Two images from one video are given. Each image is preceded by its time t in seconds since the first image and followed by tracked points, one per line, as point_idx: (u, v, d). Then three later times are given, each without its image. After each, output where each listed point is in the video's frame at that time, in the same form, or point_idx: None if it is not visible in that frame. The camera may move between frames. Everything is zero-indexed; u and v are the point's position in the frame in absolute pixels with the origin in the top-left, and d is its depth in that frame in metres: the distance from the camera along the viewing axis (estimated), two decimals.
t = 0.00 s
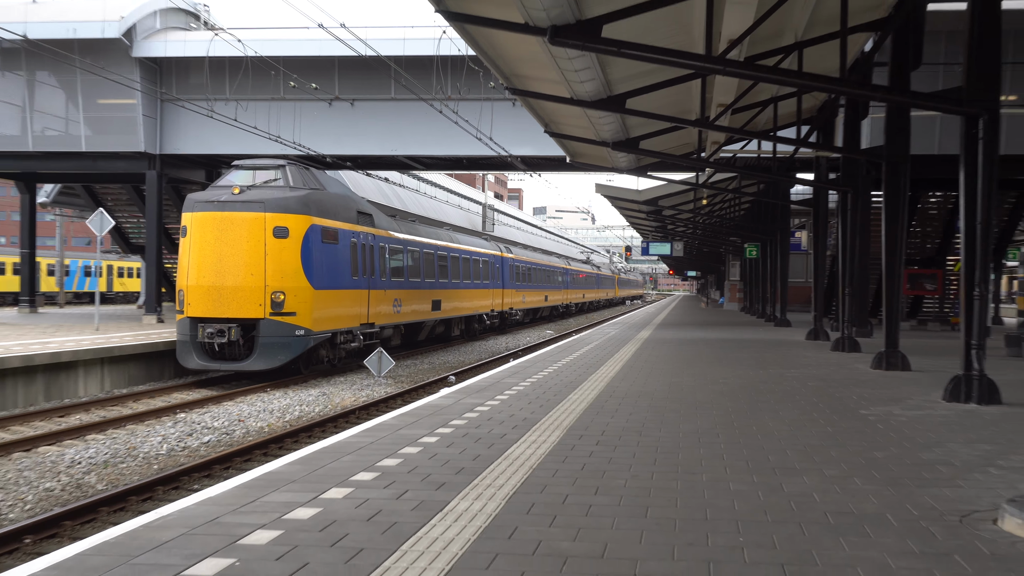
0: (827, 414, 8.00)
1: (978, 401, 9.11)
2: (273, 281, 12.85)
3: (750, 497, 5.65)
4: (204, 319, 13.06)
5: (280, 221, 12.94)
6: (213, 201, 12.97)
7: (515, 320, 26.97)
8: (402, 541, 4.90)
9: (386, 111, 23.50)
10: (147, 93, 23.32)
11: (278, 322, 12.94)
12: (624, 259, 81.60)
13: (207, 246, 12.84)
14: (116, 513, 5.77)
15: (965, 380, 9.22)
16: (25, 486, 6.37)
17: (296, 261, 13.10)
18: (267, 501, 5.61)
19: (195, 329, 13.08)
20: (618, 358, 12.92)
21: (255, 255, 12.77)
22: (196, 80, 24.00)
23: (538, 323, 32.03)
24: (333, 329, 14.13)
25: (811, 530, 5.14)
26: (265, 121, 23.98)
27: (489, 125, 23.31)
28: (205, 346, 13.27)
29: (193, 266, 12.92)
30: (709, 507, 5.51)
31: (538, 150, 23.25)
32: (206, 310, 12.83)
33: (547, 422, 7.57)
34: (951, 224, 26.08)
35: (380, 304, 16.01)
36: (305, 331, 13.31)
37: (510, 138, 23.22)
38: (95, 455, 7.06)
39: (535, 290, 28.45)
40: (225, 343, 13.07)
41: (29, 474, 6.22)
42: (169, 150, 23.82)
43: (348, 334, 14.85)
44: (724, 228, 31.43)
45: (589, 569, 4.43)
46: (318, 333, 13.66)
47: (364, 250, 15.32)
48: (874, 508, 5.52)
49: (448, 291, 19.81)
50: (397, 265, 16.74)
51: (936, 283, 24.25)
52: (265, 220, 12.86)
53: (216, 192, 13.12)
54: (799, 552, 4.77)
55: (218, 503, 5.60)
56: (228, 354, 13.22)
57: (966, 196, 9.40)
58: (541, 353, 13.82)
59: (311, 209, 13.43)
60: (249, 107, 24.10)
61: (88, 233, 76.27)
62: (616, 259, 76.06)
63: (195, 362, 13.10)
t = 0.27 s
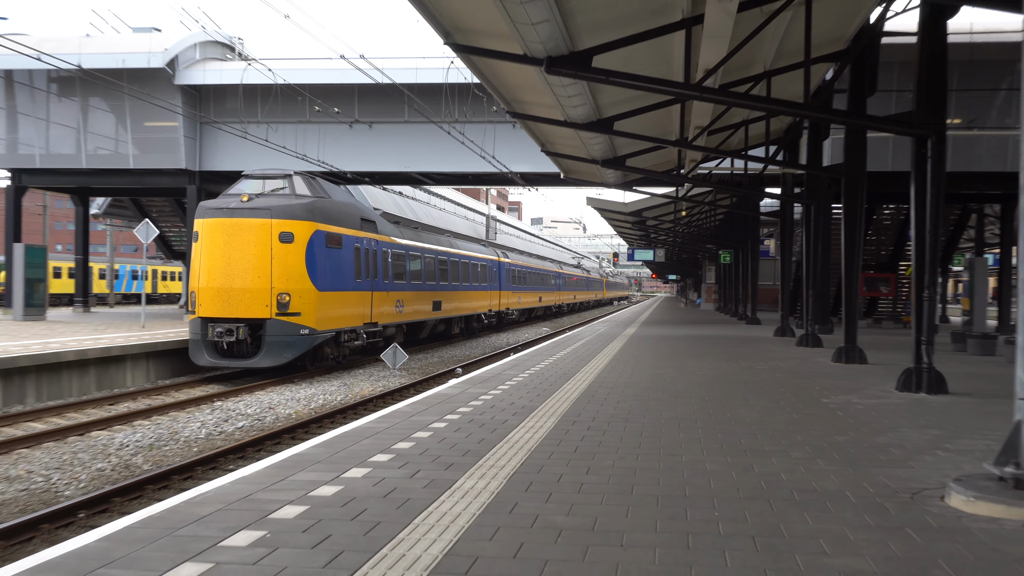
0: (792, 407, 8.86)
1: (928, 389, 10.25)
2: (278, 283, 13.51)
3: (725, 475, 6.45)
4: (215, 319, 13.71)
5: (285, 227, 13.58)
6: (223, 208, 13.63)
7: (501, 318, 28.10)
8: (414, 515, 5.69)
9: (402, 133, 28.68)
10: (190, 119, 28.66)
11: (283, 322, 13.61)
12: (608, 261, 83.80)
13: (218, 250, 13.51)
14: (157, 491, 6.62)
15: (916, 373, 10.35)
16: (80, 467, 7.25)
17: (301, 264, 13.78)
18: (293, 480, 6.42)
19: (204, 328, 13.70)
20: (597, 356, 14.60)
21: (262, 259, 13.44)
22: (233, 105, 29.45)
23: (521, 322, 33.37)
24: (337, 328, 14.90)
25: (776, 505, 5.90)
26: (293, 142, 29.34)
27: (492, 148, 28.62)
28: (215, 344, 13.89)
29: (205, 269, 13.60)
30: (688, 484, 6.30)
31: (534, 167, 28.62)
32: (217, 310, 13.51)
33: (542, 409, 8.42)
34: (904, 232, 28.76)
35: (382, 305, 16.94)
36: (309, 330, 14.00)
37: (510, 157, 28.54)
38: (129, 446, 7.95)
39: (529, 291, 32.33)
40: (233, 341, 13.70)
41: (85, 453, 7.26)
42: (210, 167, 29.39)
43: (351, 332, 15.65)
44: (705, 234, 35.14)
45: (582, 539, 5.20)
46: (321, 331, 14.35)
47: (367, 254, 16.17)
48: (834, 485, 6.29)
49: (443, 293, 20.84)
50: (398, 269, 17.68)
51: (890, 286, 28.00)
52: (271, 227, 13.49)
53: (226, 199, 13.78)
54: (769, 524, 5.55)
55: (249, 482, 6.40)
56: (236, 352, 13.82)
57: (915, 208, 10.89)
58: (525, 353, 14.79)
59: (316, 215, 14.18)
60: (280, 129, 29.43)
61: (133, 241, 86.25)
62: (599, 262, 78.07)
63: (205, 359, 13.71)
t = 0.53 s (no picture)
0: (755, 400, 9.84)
1: (879, 377, 12.40)
2: (285, 284, 14.34)
3: (701, 455, 7.29)
4: (225, 317, 14.53)
5: (291, 231, 14.43)
6: (232, 214, 14.49)
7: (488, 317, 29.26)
8: (426, 489, 6.54)
9: (413, 150, 33.54)
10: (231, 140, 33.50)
11: (290, 321, 14.40)
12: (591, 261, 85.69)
13: (227, 253, 14.33)
14: (197, 467, 7.73)
15: (868, 362, 12.57)
16: (125, 452, 8.20)
17: (306, 266, 14.62)
18: (317, 458, 7.28)
19: (215, 326, 14.51)
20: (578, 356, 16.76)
21: (270, 262, 14.28)
22: (266, 127, 34.39)
23: (505, 322, 34.74)
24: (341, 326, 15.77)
25: (742, 480, 6.76)
26: (319, 159, 34.24)
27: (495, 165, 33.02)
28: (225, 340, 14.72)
29: (215, 271, 14.42)
30: (668, 462, 7.15)
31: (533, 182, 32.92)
32: (227, 309, 14.34)
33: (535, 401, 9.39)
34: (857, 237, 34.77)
35: (385, 304, 17.98)
36: (314, 328, 14.78)
37: (510, 171, 33.26)
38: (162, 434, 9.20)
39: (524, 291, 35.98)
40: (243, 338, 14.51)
41: (134, 434, 8.69)
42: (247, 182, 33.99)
43: (355, 329, 16.58)
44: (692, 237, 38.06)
45: (574, 510, 6.03)
46: (325, 328, 15.14)
47: (370, 257, 17.15)
48: (796, 463, 7.16)
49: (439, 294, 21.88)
50: (399, 271, 18.72)
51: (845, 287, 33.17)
52: (278, 231, 14.35)
53: (235, 206, 14.62)
54: (739, 497, 6.39)
55: (278, 459, 7.25)
56: (246, 348, 14.63)
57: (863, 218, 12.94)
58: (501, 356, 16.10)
59: (319, 220, 15.02)
60: (306, 149, 34.28)
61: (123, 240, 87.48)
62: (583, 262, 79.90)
63: (217, 354, 14.55)
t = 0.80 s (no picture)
0: (733, 394, 10.63)
1: (847, 364, 13.96)
2: (282, 279, 14.98)
3: (686, 439, 7.90)
4: (222, 312, 15.16)
5: (287, 228, 15.08)
6: (231, 211, 15.13)
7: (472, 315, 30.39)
8: (430, 467, 6.76)
9: (421, 159, 34.42)
10: (254, 149, 35.04)
11: (286, 315, 15.07)
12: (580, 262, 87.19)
13: (226, 249, 14.97)
14: (222, 447, 8.73)
15: (836, 352, 14.09)
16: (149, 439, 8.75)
17: (303, 262, 15.29)
18: (331, 439, 7.86)
19: (213, 320, 15.13)
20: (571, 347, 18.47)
21: (268, 258, 14.93)
22: (288, 138, 35.67)
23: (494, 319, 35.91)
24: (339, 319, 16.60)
25: (728, 459, 7.07)
26: (339, 166, 35.39)
27: (497, 170, 34.17)
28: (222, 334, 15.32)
29: (215, 266, 15.06)
30: (655, 444, 7.74)
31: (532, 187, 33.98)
32: (225, 304, 14.98)
33: (516, 402, 10.11)
34: (824, 239, 37.02)
35: (381, 298, 18.96)
36: (309, 322, 15.50)
37: (511, 177, 34.14)
38: (188, 421, 10.32)
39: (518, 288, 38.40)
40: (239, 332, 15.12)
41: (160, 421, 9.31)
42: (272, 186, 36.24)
43: (351, 324, 17.47)
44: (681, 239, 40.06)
45: (568, 488, 6.11)
46: (320, 321, 15.84)
47: (366, 253, 18.05)
48: (773, 443, 7.73)
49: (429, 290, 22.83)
50: (393, 266, 19.68)
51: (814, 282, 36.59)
52: (276, 228, 15.00)
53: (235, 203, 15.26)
54: (722, 476, 6.50)
55: (296, 440, 7.81)
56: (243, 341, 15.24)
57: (835, 221, 14.64)
58: (489, 352, 17.23)
59: (314, 216, 15.68)
60: (325, 156, 35.48)
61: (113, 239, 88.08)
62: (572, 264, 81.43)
63: (214, 348, 15.14)
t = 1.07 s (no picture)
0: (732, 395, 10.63)
1: (846, 364, 13.95)
2: (255, 279, 14.53)
3: (686, 439, 7.92)
4: (191, 314, 14.68)
5: (262, 224, 14.62)
6: (201, 206, 14.61)
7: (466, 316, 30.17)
8: (431, 467, 6.78)
9: (421, 159, 34.54)
10: (255, 149, 35.14)
11: (260, 317, 14.64)
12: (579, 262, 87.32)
13: (197, 247, 14.46)
14: (222, 448, 8.75)
15: (836, 352, 14.08)
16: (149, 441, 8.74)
17: (278, 261, 14.86)
18: (331, 440, 7.87)
19: (181, 323, 14.68)
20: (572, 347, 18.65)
21: (241, 255, 14.45)
22: (288, 139, 35.69)
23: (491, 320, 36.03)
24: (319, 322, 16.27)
25: (726, 460, 7.08)
26: (339, 166, 35.34)
27: (497, 170, 34.22)
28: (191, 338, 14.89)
29: (184, 265, 14.56)
30: (654, 444, 7.76)
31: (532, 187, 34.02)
32: (195, 305, 14.49)
33: (517, 402, 10.10)
34: (824, 240, 37.03)
35: (367, 299, 18.79)
36: (286, 325, 15.13)
37: (511, 178, 34.23)
38: (188, 421, 10.35)
39: (515, 288, 38.42)
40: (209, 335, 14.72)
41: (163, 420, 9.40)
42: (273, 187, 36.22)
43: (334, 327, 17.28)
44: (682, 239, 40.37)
45: (567, 488, 6.13)
46: (296, 324, 15.41)
47: (352, 252, 17.86)
48: (773, 444, 7.71)
49: (417, 289, 22.58)
50: (380, 266, 19.51)
51: (814, 282, 36.49)
52: (249, 224, 14.52)
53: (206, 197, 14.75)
54: (719, 476, 6.52)
55: (296, 441, 7.82)
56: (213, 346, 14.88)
57: (835, 222, 14.63)
58: (489, 352, 17.19)
59: (290, 212, 15.26)
60: (326, 156, 35.46)
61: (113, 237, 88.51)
62: (570, 263, 81.52)
63: (184, 352, 14.74)
